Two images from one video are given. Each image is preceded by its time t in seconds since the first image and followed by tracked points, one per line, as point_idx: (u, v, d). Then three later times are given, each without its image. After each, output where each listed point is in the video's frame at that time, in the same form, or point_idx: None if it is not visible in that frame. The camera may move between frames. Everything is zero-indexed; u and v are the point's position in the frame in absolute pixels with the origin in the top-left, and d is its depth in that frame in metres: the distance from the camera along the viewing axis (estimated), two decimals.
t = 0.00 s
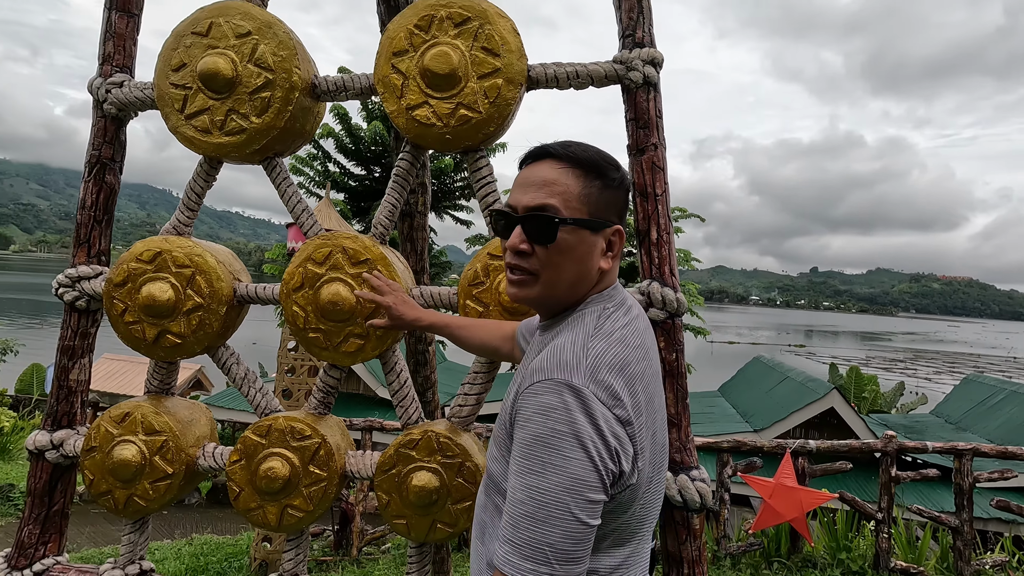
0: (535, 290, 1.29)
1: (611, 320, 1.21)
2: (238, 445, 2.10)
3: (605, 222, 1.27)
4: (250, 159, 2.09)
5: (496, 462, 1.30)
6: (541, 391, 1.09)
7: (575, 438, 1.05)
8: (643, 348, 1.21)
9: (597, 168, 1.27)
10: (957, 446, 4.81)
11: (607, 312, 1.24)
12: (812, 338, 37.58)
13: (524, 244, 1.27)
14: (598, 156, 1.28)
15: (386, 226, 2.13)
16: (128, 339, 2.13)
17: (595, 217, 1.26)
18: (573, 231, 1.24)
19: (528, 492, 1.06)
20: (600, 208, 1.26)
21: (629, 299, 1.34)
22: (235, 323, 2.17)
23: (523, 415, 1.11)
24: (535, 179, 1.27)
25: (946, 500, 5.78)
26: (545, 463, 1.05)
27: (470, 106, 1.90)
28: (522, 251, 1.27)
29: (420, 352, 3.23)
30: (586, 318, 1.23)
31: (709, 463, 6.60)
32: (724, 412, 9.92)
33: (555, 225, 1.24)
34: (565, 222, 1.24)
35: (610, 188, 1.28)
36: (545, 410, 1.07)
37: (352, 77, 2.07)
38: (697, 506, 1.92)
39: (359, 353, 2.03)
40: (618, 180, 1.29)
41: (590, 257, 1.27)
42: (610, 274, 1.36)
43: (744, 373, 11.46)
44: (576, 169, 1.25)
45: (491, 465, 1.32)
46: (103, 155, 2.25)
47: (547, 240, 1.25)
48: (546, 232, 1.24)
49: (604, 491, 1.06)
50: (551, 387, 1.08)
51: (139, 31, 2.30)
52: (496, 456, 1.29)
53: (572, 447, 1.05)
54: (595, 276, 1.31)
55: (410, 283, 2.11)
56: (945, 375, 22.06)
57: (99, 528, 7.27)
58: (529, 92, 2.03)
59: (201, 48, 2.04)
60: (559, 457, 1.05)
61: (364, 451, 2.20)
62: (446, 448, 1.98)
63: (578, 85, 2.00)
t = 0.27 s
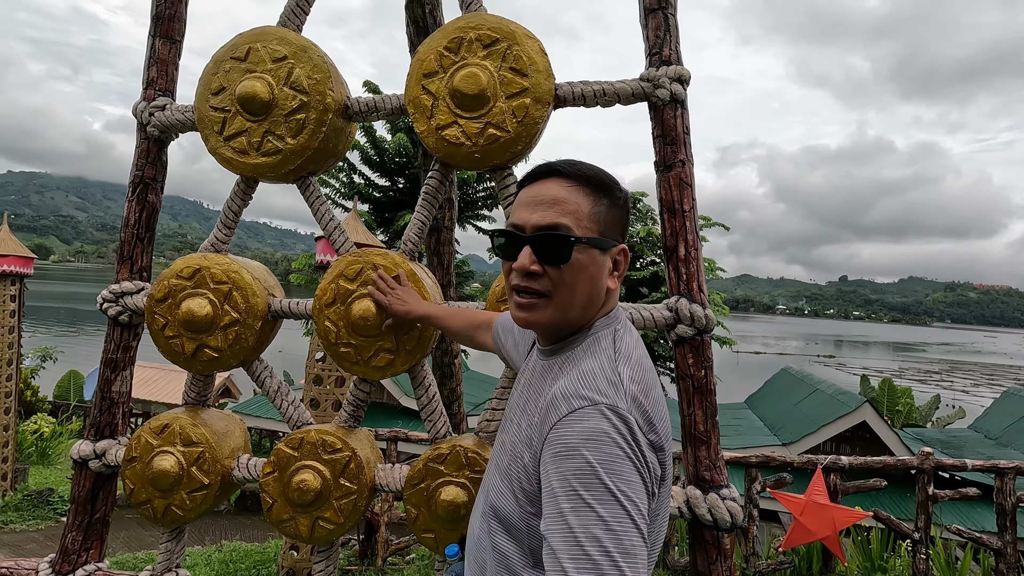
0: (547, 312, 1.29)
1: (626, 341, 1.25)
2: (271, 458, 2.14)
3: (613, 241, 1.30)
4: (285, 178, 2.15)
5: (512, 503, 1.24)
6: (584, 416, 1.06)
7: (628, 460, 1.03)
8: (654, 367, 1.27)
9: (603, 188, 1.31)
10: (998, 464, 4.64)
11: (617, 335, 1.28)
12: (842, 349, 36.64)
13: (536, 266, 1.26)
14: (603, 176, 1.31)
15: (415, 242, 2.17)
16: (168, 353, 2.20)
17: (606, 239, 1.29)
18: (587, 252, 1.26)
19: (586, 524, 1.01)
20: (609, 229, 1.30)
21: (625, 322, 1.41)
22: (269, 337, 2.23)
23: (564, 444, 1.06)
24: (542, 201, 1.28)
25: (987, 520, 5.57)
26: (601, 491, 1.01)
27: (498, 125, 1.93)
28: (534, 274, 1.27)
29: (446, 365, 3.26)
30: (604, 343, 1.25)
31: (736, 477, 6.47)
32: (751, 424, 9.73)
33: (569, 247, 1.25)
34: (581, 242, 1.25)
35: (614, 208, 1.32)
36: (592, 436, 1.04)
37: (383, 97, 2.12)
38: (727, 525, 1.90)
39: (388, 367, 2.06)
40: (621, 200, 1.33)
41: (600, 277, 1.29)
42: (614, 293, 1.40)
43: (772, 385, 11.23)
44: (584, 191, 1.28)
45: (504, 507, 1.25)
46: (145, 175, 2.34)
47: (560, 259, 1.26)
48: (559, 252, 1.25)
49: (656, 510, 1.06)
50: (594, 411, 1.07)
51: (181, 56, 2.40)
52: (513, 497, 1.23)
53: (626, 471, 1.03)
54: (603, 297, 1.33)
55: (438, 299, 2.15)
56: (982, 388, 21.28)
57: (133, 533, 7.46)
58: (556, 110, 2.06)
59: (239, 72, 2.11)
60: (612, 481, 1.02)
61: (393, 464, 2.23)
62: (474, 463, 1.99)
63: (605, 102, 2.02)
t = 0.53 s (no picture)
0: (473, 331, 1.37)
1: (606, 364, 1.25)
2: (290, 469, 2.18)
3: (518, 261, 1.24)
4: (305, 195, 2.20)
5: (497, 533, 1.22)
6: (579, 455, 1.05)
7: (626, 494, 1.04)
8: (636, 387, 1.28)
9: (518, 205, 1.25)
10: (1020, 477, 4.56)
11: (595, 356, 1.27)
12: (858, 356, 36.11)
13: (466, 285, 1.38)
14: (528, 194, 1.25)
15: (432, 258, 2.21)
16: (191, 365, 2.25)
17: (507, 258, 1.25)
18: (487, 271, 1.28)
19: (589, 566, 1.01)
20: (517, 249, 1.24)
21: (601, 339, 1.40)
22: (289, 350, 2.28)
23: (559, 484, 1.06)
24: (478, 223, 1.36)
25: (1009, 534, 5.48)
26: (602, 529, 1.02)
27: (514, 142, 1.96)
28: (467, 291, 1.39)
29: (461, 375, 3.31)
30: (584, 367, 1.23)
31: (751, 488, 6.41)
32: (766, 434, 9.63)
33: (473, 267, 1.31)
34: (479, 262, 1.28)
35: (533, 226, 1.23)
36: (588, 476, 1.04)
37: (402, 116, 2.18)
38: (744, 540, 1.89)
39: (405, 380, 2.09)
40: (546, 216, 1.22)
41: (504, 299, 1.26)
42: (550, 316, 1.26)
43: (787, 393, 11.11)
44: (499, 210, 1.27)
45: (488, 536, 1.24)
46: (170, 192, 2.41)
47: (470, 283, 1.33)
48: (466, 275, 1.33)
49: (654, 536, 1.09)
50: (586, 449, 1.06)
51: (205, 76, 2.46)
52: (498, 526, 1.21)
53: (625, 504, 1.04)
54: (522, 320, 1.26)
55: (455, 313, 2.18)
56: (1003, 397, 20.88)
57: (150, 539, 7.56)
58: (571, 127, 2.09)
59: (261, 92, 2.17)
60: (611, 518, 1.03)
61: (409, 476, 2.26)
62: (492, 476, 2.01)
63: (620, 119, 2.05)
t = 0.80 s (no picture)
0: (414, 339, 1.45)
1: (531, 385, 1.25)
2: (301, 480, 2.21)
3: (437, 281, 1.29)
4: (317, 209, 2.24)
5: (415, 544, 1.25)
6: (480, 473, 1.08)
7: (525, 513, 1.05)
8: (564, 410, 1.28)
9: (442, 229, 1.29)
10: None
11: (521, 378, 1.27)
12: (868, 362, 35.78)
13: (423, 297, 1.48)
14: (453, 218, 1.29)
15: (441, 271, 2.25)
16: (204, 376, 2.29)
17: (429, 277, 1.31)
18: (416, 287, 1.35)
19: None
20: (437, 269, 1.29)
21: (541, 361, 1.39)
22: (300, 361, 2.31)
23: (463, 501, 1.08)
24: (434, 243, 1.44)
25: None
26: (499, 547, 1.04)
27: (523, 157, 1.99)
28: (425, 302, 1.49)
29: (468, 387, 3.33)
30: (504, 388, 1.24)
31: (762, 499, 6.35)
32: (776, 441, 9.56)
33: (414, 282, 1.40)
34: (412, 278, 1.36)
35: (451, 249, 1.27)
36: (489, 494, 1.06)
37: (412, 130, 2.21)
38: (753, 553, 1.89)
39: (415, 393, 2.12)
40: (462, 240, 1.24)
41: (427, 315, 1.32)
42: (466, 336, 1.30)
43: (796, 400, 11.03)
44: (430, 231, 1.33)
45: (408, 546, 1.27)
46: (185, 206, 2.45)
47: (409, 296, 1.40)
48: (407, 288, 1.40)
49: (560, 558, 1.09)
50: (489, 468, 1.08)
51: (218, 91, 2.51)
52: (416, 538, 1.24)
53: (523, 524, 1.05)
54: (442, 336, 1.32)
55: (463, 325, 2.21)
56: (1017, 404, 20.60)
57: (161, 546, 7.61)
58: (579, 140, 2.11)
59: (274, 108, 2.21)
60: (509, 537, 1.04)
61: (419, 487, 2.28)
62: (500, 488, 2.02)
63: (627, 133, 2.07)
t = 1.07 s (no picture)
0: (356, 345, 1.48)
1: (450, 390, 1.27)
2: (311, 492, 2.23)
3: (383, 291, 1.32)
4: (327, 224, 2.27)
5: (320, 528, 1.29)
6: (371, 456, 1.13)
7: (402, 503, 1.08)
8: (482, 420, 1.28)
9: (390, 243, 1.33)
10: None
11: (444, 385, 1.29)
12: (878, 368, 35.45)
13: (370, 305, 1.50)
14: (402, 232, 1.35)
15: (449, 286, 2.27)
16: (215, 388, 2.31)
17: (373, 286, 1.34)
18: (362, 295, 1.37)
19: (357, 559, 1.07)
20: (380, 279, 1.34)
21: (478, 376, 1.40)
22: (310, 375, 2.33)
23: (353, 481, 1.13)
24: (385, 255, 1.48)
25: None
26: (373, 528, 1.07)
27: (530, 173, 2.01)
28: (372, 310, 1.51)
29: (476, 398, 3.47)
30: (424, 387, 1.27)
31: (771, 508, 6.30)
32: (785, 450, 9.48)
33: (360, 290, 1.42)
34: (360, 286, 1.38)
35: (397, 262, 1.31)
36: (374, 478, 1.10)
37: (421, 147, 2.24)
38: (763, 569, 1.89)
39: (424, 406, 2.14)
40: (408, 253, 1.30)
41: (370, 322, 1.35)
42: (406, 344, 1.34)
43: (805, 408, 10.94)
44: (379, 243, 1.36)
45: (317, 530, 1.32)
46: (196, 221, 2.49)
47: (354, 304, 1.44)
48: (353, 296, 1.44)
49: (430, 560, 1.08)
50: (381, 454, 1.12)
51: (231, 108, 2.55)
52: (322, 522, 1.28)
53: (397, 512, 1.07)
54: (383, 343, 1.36)
55: (471, 339, 2.22)
56: None
57: (170, 554, 7.64)
58: (586, 156, 2.13)
59: (285, 126, 2.24)
60: (384, 523, 1.08)
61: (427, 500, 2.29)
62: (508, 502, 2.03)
63: (633, 149, 2.09)
